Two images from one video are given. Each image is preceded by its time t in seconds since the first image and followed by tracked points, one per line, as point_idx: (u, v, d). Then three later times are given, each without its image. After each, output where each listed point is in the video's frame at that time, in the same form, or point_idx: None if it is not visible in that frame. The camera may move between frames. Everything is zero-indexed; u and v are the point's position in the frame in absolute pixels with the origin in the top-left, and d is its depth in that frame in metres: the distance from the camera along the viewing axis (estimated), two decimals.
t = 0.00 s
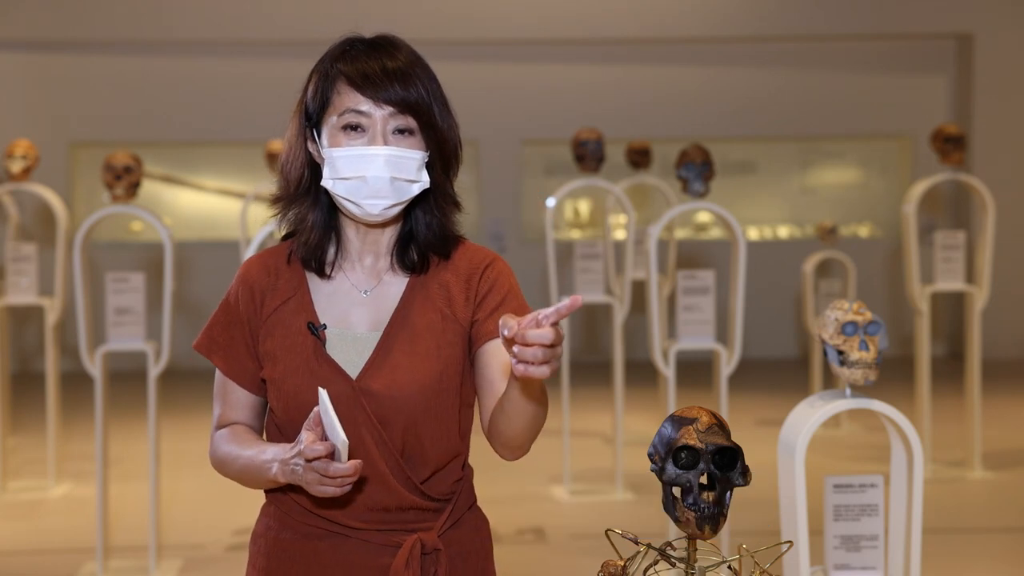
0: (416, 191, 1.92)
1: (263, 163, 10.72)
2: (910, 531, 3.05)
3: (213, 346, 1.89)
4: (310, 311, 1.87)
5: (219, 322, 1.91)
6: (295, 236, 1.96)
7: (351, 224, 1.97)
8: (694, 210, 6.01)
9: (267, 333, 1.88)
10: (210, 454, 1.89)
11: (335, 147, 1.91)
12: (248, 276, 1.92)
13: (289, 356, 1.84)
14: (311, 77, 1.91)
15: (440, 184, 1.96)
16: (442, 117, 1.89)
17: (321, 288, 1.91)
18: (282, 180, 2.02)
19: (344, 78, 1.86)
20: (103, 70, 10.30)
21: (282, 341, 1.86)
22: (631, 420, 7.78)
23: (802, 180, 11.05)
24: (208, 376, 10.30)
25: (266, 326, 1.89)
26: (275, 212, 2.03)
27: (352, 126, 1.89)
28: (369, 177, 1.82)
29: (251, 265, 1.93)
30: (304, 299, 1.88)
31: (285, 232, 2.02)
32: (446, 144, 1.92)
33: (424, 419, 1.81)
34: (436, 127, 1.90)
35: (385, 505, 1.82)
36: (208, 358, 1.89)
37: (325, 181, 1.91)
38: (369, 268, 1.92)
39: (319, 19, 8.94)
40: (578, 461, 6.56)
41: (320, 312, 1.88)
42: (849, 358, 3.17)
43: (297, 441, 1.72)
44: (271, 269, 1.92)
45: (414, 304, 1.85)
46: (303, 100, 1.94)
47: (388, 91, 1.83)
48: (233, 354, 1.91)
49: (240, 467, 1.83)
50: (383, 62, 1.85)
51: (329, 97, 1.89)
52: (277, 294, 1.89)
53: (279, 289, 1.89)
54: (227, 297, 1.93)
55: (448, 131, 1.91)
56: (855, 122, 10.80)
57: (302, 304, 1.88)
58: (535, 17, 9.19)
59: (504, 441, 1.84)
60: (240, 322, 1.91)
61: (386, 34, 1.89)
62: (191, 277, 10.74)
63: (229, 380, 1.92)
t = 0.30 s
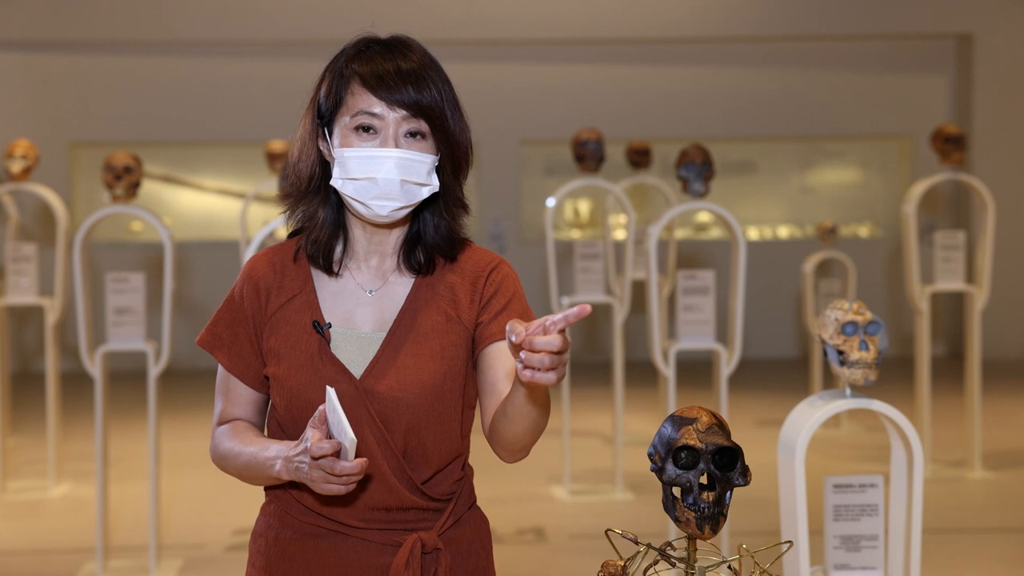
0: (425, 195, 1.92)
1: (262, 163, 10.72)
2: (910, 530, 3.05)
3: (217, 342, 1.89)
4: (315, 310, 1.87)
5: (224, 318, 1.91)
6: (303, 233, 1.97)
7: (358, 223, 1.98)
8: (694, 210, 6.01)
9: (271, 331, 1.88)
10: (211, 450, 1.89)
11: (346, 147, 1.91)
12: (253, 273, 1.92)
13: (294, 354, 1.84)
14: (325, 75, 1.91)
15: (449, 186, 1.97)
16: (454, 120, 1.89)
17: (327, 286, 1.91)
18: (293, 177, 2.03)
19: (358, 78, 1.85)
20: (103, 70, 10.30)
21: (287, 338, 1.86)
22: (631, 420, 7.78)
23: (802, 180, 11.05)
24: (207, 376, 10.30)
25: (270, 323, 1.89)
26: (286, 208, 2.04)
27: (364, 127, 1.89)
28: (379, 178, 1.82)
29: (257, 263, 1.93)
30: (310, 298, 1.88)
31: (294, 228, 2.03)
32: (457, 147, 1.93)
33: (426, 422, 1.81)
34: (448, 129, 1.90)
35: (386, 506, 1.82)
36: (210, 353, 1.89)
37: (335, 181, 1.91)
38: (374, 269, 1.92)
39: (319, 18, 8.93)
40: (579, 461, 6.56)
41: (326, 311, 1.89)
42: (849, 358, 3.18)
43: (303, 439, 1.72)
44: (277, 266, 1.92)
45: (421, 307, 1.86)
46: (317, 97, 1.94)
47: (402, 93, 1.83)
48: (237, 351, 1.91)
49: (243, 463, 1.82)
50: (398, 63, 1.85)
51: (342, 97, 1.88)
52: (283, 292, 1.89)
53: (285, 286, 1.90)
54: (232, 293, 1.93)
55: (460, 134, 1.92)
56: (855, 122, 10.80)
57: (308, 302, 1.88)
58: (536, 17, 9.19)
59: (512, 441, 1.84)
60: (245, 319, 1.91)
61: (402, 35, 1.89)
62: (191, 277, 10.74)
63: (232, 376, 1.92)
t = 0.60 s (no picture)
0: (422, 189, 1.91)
1: (262, 163, 10.73)
2: (910, 530, 3.04)
3: (219, 345, 1.89)
4: (314, 309, 1.87)
5: (225, 322, 1.91)
6: (300, 232, 1.97)
7: (355, 220, 1.98)
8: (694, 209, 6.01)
9: (271, 331, 1.88)
10: (216, 454, 1.89)
11: (346, 135, 1.89)
12: (252, 276, 1.92)
13: (294, 354, 1.85)
14: (330, 66, 1.91)
15: (446, 185, 1.96)
16: (454, 121, 1.90)
17: (326, 283, 1.92)
18: (290, 171, 2.03)
19: (365, 70, 1.85)
20: (103, 70, 10.30)
21: (287, 338, 1.86)
22: (631, 420, 7.78)
23: (802, 180, 11.05)
24: (207, 376, 10.29)
25: (271, 324, 1.89)
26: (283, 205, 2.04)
27: (366, 117, 1.88)
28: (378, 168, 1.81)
29: (255, 266, 1.94)
30: (309, 298, 1.88)
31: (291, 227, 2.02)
32: (456, 148, 1.93)
33: (426, 420, 1.82)
34: (448, 130, 1.91)
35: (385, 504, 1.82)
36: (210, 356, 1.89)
37: (332, 169, 1.90)
38: (372, 267, 1.93)
39: (320, 18, 8.93)
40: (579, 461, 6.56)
41: (324, 310, 1.89)
42: (849, 358, 3.18)
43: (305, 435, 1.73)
44: (276, 268, 1.92)
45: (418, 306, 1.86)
46: (319, 90, 1.93)
47: (407, 89, 1.84)
48: (238, 354, 1.91)
49: (247, 465, 1.82)
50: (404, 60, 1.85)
51: (346, 88, 1.88)
52: (283, 293, 1.89)
53: (285, 287, 1.90)
54: (231, 297, 1.93)
55: (459, 135, 1.92)
56: (855, 122, 10.80)
57: (308, 301, 1.88)
58: (536, 17, 9.19)
59: (495, 456, 1.82)
60: (245, 322, 1.92)
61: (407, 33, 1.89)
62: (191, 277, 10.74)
63: (233, 379, 1.92)
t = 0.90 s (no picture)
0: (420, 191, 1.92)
1: (262, 163, 10.73)
2: (910, 530, 3.04)
3: (219, 349, 1.89)
4: (317, 310, 1.88)
5: (225, 325, 1.91)
6: (301, 234, 1.97)
7: (354, 221, 1.98)
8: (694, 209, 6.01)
9: (273, 333, 1.88)
10: (220, 458, 1.89)
11: (343, 139, 1.90)
12: (252, 279, 1.92)
13: (298, 355, 1.85)
14: (326, 70, 1.91)
15: (445, 186, 1.96)
16: (452, 120, 1.90)
17: (327, 284, 1.92)
18: (289, 173, 2.02)
19: (361, 73, 1.85)
20: (102, 71, 10.30)
21: (290, 340, 1.86)
22: (631, 420, 7.78)
23: (802, 180, 11.05)
24: (207, 376, 10.29)
25: (273, 326, 1.89)
26: (283, 208, 2.04)
27: (362, 120, 1.89)
28: (375, 169, 1.82)
29: (255, 268, 1.93)
30: (311, 299, 1.88)
31: (291, 230, 2.02)
32: (454, 148, 1.94)
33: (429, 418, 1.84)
34: (445, 130, 1.91)
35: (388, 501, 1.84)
36: (212, 360, 1.89)
37: (330, 171, 1.89)
38: (373, 267, 1.93)
39: (320, 18, 8.94)
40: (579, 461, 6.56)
41: (327, 311, 1.89)
42: (849, 358, 3.18)
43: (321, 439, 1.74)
44: (277, 270, 1.92)
45: (422, 304, 1.87)
46: (316, 94, 1.94)
47: (403, 92, 1.84)
48: (240, 357, 1.91)
49: (253, 468, 1.83)
50: (399, 62, 1.85)
51: (342, 91, 1.88)
52: (284, 295, 1.89)
53: (286, 289, 1.90)
54: (231, 300, 1.93)
55: (456, 135, 1.93)
56: (855, 122, 10.80)
57: (310, 303, 1.88)
58: (536, 17, 9.19)
59: (491, 459, 1.85)
60: (246, 324, 1.92)
61: (403, 35, 1.90)
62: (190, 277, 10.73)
63: (234, 382, 1.92)
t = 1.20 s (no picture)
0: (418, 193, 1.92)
1: (262, 163, 10.73)
2: (910, 530, 3.04)
3: (218, 349, 1.90)
4: (314, 309, 1.88)
5: (224, 325, 1.91)
6: (299, 234, 1.97)
7: (352, 223, 1.98)
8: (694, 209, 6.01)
9: (272, 333, 1.88)
10: (220, 459, 1.89)
11: (341, 141, 1.90)
12: (250, 279, 1.92)
13: (296, 354, 1.85)
14: (324, 73, 1.91)
15: (443, 187, 1.96)
16: (449, 122, 1.90)
17: (325, 284, 1.92)
18: (288, 174, 2.02)
19: (358, 76, 1.86)
20: (102, 71, 10.30)
21: (289, 340, 1.86)
22: (631, 420, 7.78)
23: (802, 180, 11.05)
24: (207, 376, 10.29)
25: (271, 326, 1.89)
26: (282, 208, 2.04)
27: (360, 122, 1.89)
28: (373, 172, 1.82)
29: (253, 268, 1.94)
30: (308, 299, 1.89)
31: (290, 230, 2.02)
32: (451, 150, 1.94)
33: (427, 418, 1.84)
34: (443, 132, 1.91)
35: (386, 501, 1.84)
36: (210, 360, 1.89)
37: (329, 174, 1.90)
38: (370, 267, 1.93)
39: (320, 18, 8.94)
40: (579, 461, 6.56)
41: (324, 310, 1.89)
42: (849, 358, 3.18)
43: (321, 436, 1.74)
44: (274, 270, 1.92)
45: (420, 303, 1.87)
46: (314, 95, 1.94)
47: (400, 95, 1.84)
48: (238, 357, 1.91)
49: (252, 468, 1.83)
50: (397, 63, 1.85)
51: (340, 93, 1.88)
52: (282, 294, 1.90)
53: (283, 289, 1.90)
54: (229, 301, 1.93)
55: (454, 137, 1.93)
56: (855, 122, 10.80)
57: (307, 303, 1.88)
58: (536, 17, 9.19)
59: (486, 459, 1.85)
60: (244, 325, 1.92)
61: (401, 36, 1.90)
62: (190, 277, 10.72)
63: (232, 383, 1.92)
